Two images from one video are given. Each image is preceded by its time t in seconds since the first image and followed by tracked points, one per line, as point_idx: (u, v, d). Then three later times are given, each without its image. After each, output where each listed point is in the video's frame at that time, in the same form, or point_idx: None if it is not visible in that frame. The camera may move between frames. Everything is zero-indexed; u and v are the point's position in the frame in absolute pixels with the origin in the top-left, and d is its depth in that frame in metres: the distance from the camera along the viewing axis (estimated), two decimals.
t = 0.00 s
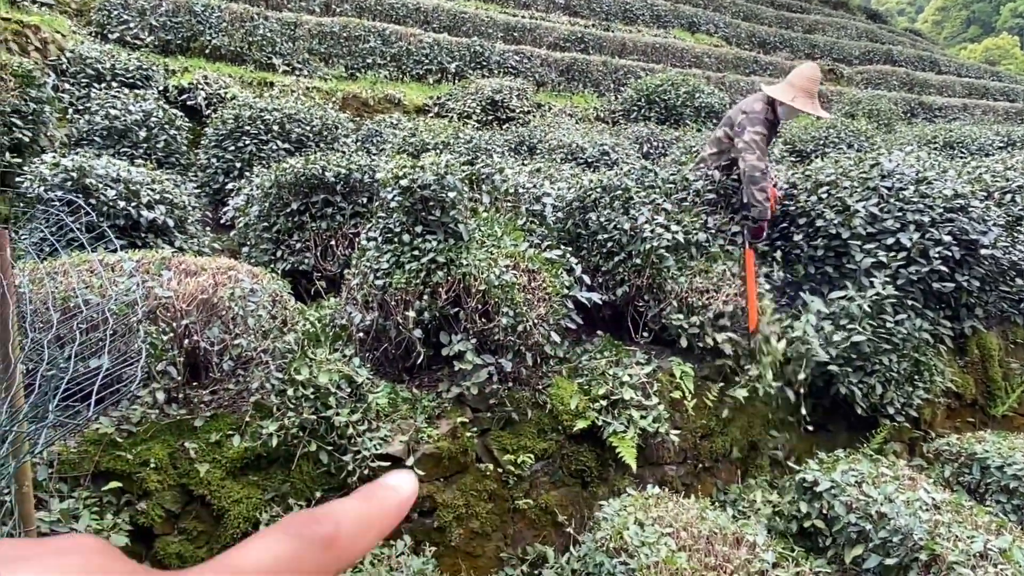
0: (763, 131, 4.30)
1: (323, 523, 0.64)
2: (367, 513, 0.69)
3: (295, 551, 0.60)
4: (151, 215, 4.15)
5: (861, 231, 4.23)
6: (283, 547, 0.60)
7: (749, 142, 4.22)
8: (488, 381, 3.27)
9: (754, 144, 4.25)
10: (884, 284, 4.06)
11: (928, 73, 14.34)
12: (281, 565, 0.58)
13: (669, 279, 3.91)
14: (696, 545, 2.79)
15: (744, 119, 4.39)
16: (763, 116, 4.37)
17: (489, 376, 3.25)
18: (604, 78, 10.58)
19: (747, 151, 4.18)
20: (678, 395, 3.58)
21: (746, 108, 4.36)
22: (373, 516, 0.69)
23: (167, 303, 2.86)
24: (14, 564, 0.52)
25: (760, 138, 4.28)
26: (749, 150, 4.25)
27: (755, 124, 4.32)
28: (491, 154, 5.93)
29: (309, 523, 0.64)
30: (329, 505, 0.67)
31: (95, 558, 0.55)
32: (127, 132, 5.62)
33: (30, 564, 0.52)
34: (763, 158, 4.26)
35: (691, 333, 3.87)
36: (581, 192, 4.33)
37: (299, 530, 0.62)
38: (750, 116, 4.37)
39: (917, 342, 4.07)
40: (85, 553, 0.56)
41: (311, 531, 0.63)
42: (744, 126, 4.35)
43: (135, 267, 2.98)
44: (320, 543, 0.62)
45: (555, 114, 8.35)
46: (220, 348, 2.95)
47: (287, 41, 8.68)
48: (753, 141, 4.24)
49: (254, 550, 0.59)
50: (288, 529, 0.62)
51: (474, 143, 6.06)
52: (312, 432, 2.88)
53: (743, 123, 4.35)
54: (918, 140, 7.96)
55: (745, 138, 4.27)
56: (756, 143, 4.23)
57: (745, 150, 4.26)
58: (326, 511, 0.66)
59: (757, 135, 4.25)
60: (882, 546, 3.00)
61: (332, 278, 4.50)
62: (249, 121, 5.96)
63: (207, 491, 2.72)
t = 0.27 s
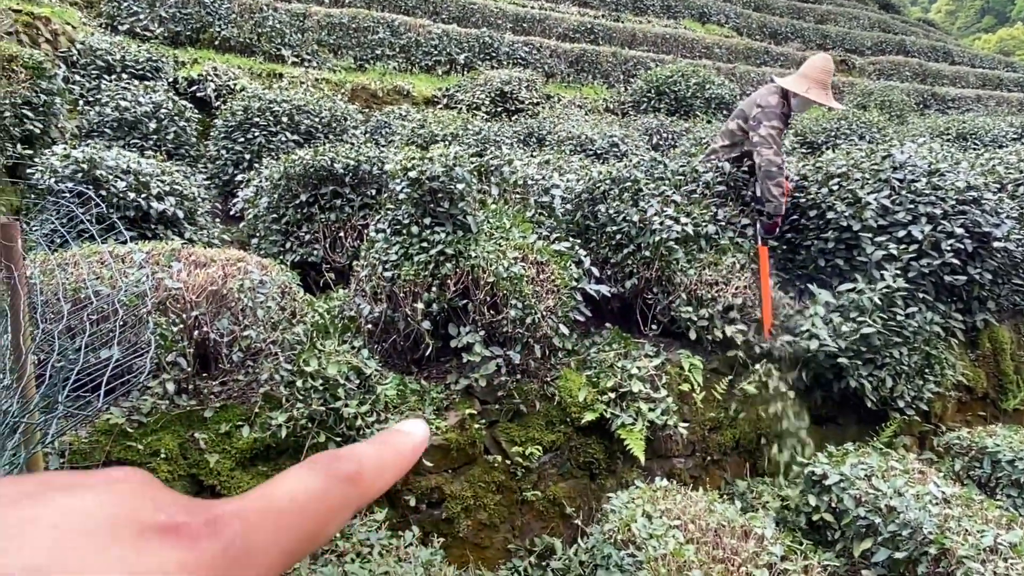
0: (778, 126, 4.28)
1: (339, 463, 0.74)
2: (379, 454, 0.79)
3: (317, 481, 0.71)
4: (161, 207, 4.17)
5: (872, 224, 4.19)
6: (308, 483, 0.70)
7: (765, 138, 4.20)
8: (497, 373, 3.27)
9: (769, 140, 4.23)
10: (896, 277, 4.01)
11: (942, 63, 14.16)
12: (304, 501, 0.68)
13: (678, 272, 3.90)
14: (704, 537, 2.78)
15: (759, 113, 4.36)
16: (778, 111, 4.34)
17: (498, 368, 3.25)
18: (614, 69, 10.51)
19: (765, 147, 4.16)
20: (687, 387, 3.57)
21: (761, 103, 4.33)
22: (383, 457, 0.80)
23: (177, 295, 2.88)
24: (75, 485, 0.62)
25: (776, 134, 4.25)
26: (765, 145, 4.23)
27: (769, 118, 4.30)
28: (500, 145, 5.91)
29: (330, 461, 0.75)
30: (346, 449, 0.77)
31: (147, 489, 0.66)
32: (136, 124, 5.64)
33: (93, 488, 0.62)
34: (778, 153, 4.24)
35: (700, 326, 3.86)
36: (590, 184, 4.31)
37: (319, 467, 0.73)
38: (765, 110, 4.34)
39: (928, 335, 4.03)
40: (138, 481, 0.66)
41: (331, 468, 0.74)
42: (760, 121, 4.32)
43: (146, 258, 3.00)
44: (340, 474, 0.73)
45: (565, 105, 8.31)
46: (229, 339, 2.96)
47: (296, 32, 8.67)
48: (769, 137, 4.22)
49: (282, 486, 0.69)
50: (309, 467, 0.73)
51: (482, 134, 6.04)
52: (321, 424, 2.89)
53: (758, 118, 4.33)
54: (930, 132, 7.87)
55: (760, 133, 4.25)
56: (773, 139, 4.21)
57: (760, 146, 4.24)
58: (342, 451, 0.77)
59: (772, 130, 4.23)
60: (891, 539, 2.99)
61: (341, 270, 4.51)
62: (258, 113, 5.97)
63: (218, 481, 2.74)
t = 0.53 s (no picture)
0: (792, 120, 4.23)
1: (377, 414, 0.71)
2: (416, 402, 0.75)
3: (359, 430, 0.69)
4: (173, 198, 4.19)
5: (886, 216, 4.14)
6: (352, 432, 0.68)
7: (779, 132, 4.15)
8: (507, 365, 3.26)
9: (783, 133, 4.18)
10: (909, 269, 3.96)
11: (959, 54, 13.95)
12: (350, 452, 0.67)
13: (689, 264, 3.87)
14: (714, 530, 2.77)
15: (773, 106, 4.31)
16: (793, 103, 4.29)
17: (508, 360, 3.24)
18: (626, 60, 10.44)
19: (778, 142, 4.12)
20: (698, 380, 3.55)
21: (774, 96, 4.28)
22: (423, 402, 0.76)
23: (188, 286, 2.90)
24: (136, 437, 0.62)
25: (790, 127, 4.21)
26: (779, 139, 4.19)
27: (783, 112, 4.25)
28: (511, 137, 5.88)
29: (366, 414, 0.71)
30: (383, 399, 0.74)
31: (197, 436, 0.65)
32: (149, 116, 5.66)
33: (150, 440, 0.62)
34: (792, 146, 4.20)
35: (711, 318, 3.84)
36: (602, 175, 4.28)
37: (359, 418, 0.70)
38: (779, 103, 4.29)
39: (942, 329, 3.99)
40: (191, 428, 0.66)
41: (368, 420, 0.70)
42: (773, 114, 4.28)
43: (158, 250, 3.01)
44: (379, 427, 0.70)
45: (576, 97, 8.26)
46: (241, 330, 2.96)
47: (307, 24, 8.67)
48: (783, 130, 4.18)
49: (328, 435, 0.68)
50: (352, 416, 0.70)
51: (493, 126, 6.02)
52: (331, 415, 2.90)
53: (771, 111, 4.28)
54: (946, 123, 7.76)
55: (774, 126, 4.20)
56: (786, 133, 4.16)
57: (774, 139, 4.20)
58: (379, 401, 0.73)
59: (786, 124, 4.18)
60: (903, 533, 2.97)
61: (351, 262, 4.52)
62: (269, 104, 5.97)
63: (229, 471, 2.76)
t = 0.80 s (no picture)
0: (802, 106, 4.20)
1: (420, 415, 0.73)
2: (461, 401, 0.76)
3: (408, 436, 0.71)
4: (187, 190, 4.21)
5: (903, 209, 4.09)
6: (401, 437, 0.70)
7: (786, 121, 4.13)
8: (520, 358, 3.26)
9: (792, 123, 4.16)
10: (926, 263, 3.91)
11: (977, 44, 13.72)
12: (400, 457, 0.70)
13: (703, 257, 3.85)
14: (727, 524, 2.77)
15: (783, 95, 4.28)
16: (803, 92, 4.25)
17: (520, 352, 3.24)
18: (639, 52, 10.37)
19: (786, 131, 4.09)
20: (711, 374, 3.54)
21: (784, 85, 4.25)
22: (471, 398, 0.77)
23: (203, 278, 2.92)
24: (196, 458, 0.65)
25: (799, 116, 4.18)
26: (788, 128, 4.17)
27: (793, 101, 4.22)
28: (523, 129, 5.87)
29: (412, 416, 0.73)
30: (425, 398, 0.75)
31: (259, 450, 0.68)
32: (163, 108, 5.69)
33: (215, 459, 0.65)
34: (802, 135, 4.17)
35: (724, 312, 3.81)
36: (615, 167, 4.25)
37: (406, 422, 0.72)
38: (788, 92, 4.26)
39: (959, 323, 3.94)
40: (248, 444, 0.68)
41: (414, 422, 0.72)
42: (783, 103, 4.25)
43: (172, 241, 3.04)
44: (425, 431, 0.71)
45: (588, 89, 8.22)
46: (255, 323, 3.00)
47: (319, 16, 8.67)
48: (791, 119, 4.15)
49: (379, 442, 0.70)
50: (398, 421, 0.72)
51: (505, 118, 6.00)
52: (345, 406, 2.92)
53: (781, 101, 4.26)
54: (963, 115, 7.64)
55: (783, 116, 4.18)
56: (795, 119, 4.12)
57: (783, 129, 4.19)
58: (423, 402, 0.74)
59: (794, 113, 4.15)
60: (918, 528, 2.95)
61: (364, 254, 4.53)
62: (283, 97, 5.99)
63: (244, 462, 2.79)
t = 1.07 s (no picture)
0: (800, 96, 4.21)
1: (390, 427, 0.72)
2: (427, 407, 0.76)
3: (385, 446, 0.71)
4: (201, 184, 4.24)
5: (920, 203, 4.04)
6: (376, 449, 0.70)
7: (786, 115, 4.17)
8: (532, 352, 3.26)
9: (793, 115, 4.18)
10: (943, 258, 3.86)
11: (996, 37, 13.51)
12: (378, 470, 0.69)
13: (717, 251, 3.82)
14: (740, 519, 2.75)
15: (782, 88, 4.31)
16: (802, 81, 4.26)
17: (533, 346, 3.23)
18: (652, 45, 10.30)
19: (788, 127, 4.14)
20: (725, 369, 3.51)
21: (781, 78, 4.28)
22: (435, 404, 0.77)
23: (218, 270, 2.93)
24: (168, 474, 0.62)
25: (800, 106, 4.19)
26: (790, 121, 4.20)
27: (792, 92, 4.24)
28: (536, 123, 5.84)
29: (382, 428, 0.72)
30: (390, 409, 0.74)
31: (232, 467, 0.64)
32: (178, 102, 5.72)
33: (196, 476, 0.62)
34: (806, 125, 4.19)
35: (739, 306, 3.79)
36: (628, 161, 4.23)
37: (381, 432, 0.72)
38: (786, 84, 4.28)
39: (976, 319, 3.89)
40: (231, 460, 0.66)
41: (386, 433, 0.71)
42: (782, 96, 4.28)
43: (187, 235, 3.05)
44: (399, 440, 0.71)
45: (601, 82, 8.17)
46: (270, 315, 3.00)
47: (332, 10, 8.68)
48: (792, 112, 4.18)
49: (354, 454, 0.69)
50: (374, 431, 0.71)
51: (518, 112, 5.98)
52: (358, 399, 2.94)
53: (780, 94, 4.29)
54: (982, 108, 7.52)
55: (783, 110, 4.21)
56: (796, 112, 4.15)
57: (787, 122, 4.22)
58: (393, 410, 0.74)
59: (793, 105, 4.18)
60: (934, 525, 2.92)
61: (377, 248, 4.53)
62: (296, 91, 6.00)
63: (258, 454, 2.81)
